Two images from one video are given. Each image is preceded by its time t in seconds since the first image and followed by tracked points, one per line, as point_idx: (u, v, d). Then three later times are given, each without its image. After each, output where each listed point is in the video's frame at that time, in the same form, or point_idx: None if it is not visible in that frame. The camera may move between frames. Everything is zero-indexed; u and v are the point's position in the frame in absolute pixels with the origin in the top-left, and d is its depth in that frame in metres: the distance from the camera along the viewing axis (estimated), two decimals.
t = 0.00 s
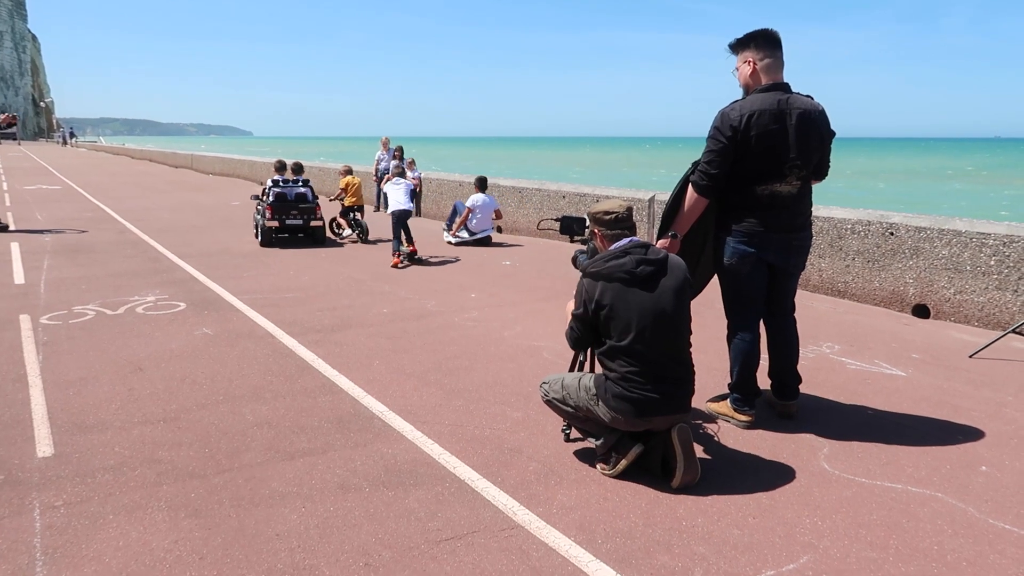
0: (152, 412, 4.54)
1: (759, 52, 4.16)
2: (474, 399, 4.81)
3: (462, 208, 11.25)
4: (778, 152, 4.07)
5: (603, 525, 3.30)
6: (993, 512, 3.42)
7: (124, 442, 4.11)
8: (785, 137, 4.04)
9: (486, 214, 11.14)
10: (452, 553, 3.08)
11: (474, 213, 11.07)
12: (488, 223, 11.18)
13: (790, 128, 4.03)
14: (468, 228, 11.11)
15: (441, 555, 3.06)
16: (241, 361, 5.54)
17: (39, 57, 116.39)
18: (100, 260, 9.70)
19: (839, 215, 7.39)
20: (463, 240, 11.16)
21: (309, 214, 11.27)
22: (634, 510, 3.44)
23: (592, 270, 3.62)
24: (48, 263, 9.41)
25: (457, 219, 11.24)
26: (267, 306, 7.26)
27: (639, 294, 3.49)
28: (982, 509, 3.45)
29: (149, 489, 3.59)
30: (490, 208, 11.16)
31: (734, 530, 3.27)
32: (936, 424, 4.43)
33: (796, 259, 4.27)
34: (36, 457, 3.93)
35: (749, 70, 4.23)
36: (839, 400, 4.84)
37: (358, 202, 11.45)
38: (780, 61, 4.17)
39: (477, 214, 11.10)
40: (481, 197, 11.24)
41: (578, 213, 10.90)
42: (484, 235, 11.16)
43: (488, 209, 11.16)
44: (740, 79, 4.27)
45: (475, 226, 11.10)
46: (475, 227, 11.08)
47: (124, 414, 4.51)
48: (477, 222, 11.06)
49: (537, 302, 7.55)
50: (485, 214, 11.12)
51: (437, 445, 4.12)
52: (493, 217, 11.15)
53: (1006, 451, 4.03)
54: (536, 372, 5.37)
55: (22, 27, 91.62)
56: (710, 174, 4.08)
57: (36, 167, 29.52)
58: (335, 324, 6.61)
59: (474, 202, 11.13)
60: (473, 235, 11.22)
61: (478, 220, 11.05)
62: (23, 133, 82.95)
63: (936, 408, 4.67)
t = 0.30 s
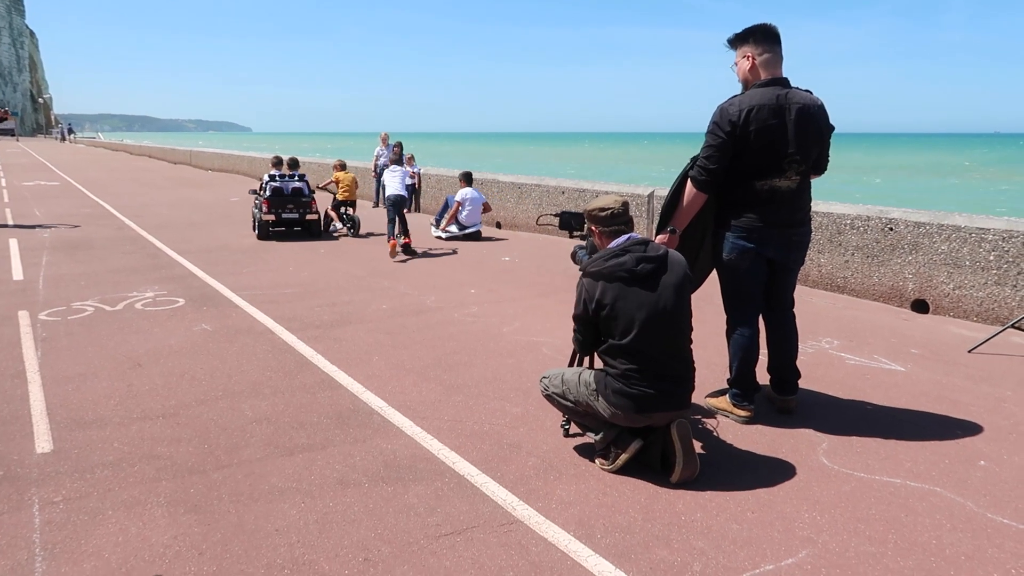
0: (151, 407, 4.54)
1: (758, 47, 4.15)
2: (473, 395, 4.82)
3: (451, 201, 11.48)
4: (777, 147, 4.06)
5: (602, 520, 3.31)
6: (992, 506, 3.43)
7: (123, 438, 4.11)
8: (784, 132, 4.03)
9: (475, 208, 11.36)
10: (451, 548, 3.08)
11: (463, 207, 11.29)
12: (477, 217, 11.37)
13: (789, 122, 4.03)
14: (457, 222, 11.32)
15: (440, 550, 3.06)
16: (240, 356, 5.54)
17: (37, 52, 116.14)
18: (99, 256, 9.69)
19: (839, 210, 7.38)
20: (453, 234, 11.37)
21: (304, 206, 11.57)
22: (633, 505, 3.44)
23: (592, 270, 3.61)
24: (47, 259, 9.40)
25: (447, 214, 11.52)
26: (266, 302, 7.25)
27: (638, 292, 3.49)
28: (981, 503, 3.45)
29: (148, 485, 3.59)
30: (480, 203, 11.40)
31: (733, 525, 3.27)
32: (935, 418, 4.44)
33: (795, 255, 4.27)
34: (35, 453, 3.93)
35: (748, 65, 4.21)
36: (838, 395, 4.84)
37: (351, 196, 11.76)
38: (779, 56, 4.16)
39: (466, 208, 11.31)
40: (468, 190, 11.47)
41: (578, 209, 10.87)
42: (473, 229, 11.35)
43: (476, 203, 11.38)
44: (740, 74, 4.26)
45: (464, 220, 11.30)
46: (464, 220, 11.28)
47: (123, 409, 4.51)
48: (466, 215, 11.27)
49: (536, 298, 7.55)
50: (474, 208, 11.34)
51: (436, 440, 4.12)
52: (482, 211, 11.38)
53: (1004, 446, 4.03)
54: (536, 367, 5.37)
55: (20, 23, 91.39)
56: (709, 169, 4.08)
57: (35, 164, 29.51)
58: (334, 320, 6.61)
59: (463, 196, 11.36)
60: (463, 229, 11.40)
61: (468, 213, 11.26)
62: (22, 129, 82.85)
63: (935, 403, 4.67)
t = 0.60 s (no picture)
0: (152, 406, 4.55)
1: (757, 46, 4.15)
2: (473, 393, 4.82)
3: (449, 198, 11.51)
4: (776, 145, 4.06)
5: (602, 518, 3.31)
6: (992, 505, 3.43)
7: (123, 437, 4.11)
8: (783, 130, 4.03)
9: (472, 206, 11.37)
10: (451, 547, 3.08)
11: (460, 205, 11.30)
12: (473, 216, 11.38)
13: (787, 121, 4.03)
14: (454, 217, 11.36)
15: (440, 549, 3.06)
16: (240, 355, 5.54)
17: (37, 51, 116.07)
18: (100, 255, 9.69)
19: (839, 209, 7.38)
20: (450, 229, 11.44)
21: (302, 203, 11.59)
22: (633, 504, 3.44)
23: (591, 273, 3.57)
24: (47, 258, 9.40)
25: (446, 211, 11.53)
26: (267, 301, 7.25)
27: (640, 294, 3.48)
28: (981, 502, 3.45)
29: (148, 484, 3.60)
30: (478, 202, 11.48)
31: (732, 523, 3.27)
32: (934, 417, 4.44)
33: (795, 253, 4.27)
34: (36, 452, 3.93)
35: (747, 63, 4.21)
36: (838, 394, 4.84)
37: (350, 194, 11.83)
38: (778, 54, 4.16)
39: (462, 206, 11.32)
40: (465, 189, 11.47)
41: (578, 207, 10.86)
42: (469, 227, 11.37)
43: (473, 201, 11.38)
44: (738, 72, 4.25)
45: (461, 217, 11.31)
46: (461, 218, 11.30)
47: (123, 408, 4.51)
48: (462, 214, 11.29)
49: (537, 296, 7.54)
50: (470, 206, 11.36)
51: (436, 439, 4.12)
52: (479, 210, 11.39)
53: (1005, 444, 4.03)
54: (535, 366, 5.37)
55: (20, 21, 91.32)
56: (708, 168, 4.08)
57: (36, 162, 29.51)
58: (334, 319, 6.60)
59: (460, 194, 11.37)
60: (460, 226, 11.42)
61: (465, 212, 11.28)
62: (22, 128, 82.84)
63: (936, 402, 4.67)
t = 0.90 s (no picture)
0: (151, 405, 4.55)
1: (754, 45, 4.14)
2: (472, 392, 4.82)
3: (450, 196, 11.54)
4: (774, 144, 4.06)
5: (601, 517, 3.31)
6: (991, 503, 3.43)
7: (123, 436, 4.11)
8: (781, 128, 4.03)
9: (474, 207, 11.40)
10: (450, 546, 3.08)
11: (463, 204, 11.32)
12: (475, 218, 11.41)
13: (786, 120, 4.03)
14: (456, 215, 11.36)
15: (439, 548, 3.07)
16: (240, 355, 5.54)
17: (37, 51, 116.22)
18: (100, 254, 9.68)
19: (839, 207, 7.38)
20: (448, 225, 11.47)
21: (301, 202, 11.59)
22: (631, 502, 3.44)
23: (585, 282, 3.53)
24: (47, 258, 9.39)
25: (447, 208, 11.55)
26: (266, 301, 7.24)
27: (637, 296, 3.47)
28: (980, 500, 3.45)
29: (147, 483, 3.60)
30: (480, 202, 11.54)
31: (731, 522, 3.28)
32: (933, 416, 4.44)
33: (794, 252, 4.27)
34: (35, 451, 3.93)
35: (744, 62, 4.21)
36: (837, 393, 4.84)
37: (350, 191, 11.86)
38: (775, 53, 4.16)
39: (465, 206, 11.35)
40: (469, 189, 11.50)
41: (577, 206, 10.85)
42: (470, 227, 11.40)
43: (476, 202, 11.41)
44: (735, 72, 4.25)
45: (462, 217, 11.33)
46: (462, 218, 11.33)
47: (122, 408, 4.51)
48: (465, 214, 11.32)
49: (536, 296, 7.54)
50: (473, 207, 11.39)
51: (435, 438, 4.12)
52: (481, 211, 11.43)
53: (1003, 443, 4.03)
54: (535, 365, 5.37)
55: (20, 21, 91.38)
56: (707, 168, 4.07)
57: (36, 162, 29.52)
58: (334, 319, 6.60)
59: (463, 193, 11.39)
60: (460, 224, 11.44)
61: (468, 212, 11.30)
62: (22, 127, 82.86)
63: (935, 400, 4.67)
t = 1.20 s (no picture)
0: (146, 406, 4.53)
1: (747, 46, 4.15)
2: (468, 392, 4.81)
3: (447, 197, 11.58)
4: (770, 144, 4.06)
5: (596, 517, 3.31)
6: (985, 502, 3.44)
7: (117, 436, 4.10)
8: (776, 128, 4.03)
9: (472, 206, 11.41)
10: (445, 546, 3.08)
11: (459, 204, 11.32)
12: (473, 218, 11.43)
13: (781, 119, 4.03)
14: (454, 216, 11.37)
15: (435, 548, 3.06)
16: (235, 355, 5.53)
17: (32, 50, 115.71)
18: (95, 254, 9.64)
19: (834, 207, 7.40)
20: (445, 225, 11.46)
21: (297, 202, 11.57)
22: (626, 502, 3.45)
23: (581, 273, 3.57)
24: (42, 258, 9.35)
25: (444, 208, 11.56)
26: (261, 301, 7.22)
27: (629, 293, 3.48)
28: (974, 499, 3.46)
29: (142, 484, 3.59)
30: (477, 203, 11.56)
31: (725, 521, 3.28)
32: (928, 415, 4.45)
33: (789, 252, 4.29)
34: (29, 452, 3.92)
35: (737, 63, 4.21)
36: (832, 392, 4.85)
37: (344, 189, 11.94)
38: (767, 54, 4.17)
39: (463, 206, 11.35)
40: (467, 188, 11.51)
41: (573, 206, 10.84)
42: (467, 227, 11.39)
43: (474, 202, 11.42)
44: (729, 73, 4.25)
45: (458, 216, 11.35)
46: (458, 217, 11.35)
47: (117, 408, 4.50)
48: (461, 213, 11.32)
49: (533, 295, 7.54)
50: (470, 206, 11.39)
51: (431, 438, 4.12)
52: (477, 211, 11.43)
53: (997, 443, 4.04)
54: (531, 365, 5.37)
55: (14, 20, 90.98)
56: (703, 169, 4.07)
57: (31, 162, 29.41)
58: (330, 319, 6.59)
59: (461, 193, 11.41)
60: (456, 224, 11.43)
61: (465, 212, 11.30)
62: (17, 126, 82.59)
63: (930, 400, 4.68)
